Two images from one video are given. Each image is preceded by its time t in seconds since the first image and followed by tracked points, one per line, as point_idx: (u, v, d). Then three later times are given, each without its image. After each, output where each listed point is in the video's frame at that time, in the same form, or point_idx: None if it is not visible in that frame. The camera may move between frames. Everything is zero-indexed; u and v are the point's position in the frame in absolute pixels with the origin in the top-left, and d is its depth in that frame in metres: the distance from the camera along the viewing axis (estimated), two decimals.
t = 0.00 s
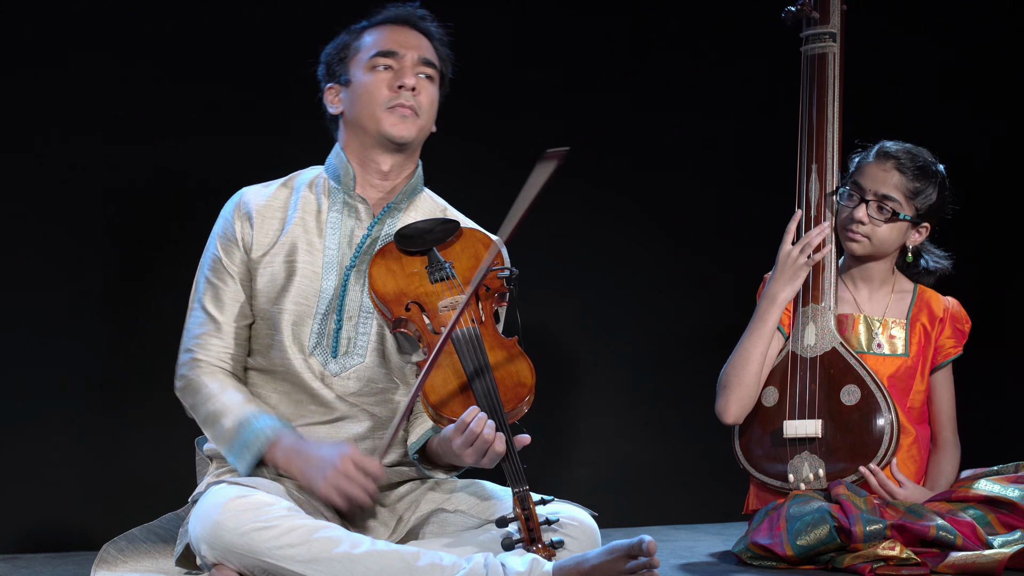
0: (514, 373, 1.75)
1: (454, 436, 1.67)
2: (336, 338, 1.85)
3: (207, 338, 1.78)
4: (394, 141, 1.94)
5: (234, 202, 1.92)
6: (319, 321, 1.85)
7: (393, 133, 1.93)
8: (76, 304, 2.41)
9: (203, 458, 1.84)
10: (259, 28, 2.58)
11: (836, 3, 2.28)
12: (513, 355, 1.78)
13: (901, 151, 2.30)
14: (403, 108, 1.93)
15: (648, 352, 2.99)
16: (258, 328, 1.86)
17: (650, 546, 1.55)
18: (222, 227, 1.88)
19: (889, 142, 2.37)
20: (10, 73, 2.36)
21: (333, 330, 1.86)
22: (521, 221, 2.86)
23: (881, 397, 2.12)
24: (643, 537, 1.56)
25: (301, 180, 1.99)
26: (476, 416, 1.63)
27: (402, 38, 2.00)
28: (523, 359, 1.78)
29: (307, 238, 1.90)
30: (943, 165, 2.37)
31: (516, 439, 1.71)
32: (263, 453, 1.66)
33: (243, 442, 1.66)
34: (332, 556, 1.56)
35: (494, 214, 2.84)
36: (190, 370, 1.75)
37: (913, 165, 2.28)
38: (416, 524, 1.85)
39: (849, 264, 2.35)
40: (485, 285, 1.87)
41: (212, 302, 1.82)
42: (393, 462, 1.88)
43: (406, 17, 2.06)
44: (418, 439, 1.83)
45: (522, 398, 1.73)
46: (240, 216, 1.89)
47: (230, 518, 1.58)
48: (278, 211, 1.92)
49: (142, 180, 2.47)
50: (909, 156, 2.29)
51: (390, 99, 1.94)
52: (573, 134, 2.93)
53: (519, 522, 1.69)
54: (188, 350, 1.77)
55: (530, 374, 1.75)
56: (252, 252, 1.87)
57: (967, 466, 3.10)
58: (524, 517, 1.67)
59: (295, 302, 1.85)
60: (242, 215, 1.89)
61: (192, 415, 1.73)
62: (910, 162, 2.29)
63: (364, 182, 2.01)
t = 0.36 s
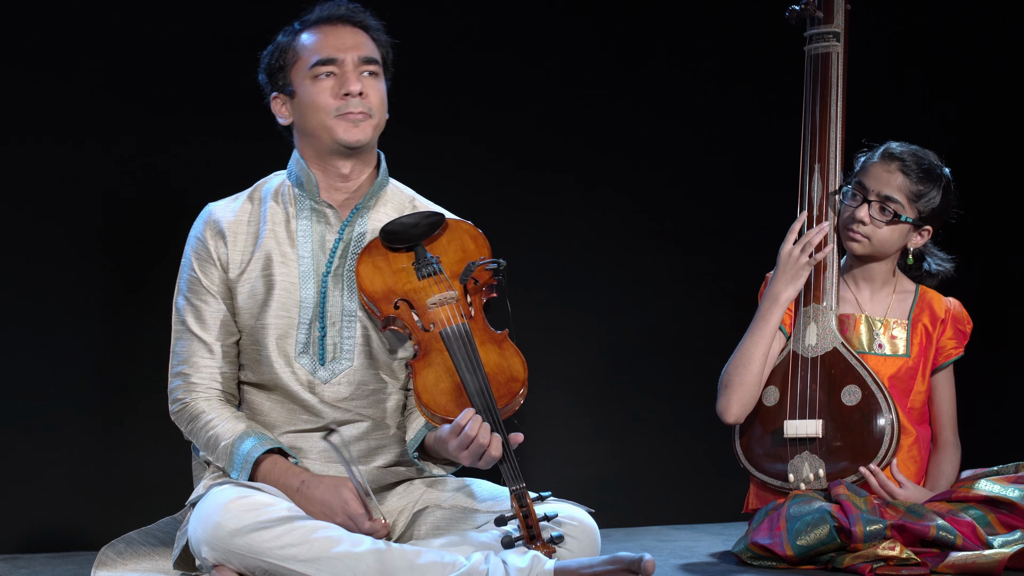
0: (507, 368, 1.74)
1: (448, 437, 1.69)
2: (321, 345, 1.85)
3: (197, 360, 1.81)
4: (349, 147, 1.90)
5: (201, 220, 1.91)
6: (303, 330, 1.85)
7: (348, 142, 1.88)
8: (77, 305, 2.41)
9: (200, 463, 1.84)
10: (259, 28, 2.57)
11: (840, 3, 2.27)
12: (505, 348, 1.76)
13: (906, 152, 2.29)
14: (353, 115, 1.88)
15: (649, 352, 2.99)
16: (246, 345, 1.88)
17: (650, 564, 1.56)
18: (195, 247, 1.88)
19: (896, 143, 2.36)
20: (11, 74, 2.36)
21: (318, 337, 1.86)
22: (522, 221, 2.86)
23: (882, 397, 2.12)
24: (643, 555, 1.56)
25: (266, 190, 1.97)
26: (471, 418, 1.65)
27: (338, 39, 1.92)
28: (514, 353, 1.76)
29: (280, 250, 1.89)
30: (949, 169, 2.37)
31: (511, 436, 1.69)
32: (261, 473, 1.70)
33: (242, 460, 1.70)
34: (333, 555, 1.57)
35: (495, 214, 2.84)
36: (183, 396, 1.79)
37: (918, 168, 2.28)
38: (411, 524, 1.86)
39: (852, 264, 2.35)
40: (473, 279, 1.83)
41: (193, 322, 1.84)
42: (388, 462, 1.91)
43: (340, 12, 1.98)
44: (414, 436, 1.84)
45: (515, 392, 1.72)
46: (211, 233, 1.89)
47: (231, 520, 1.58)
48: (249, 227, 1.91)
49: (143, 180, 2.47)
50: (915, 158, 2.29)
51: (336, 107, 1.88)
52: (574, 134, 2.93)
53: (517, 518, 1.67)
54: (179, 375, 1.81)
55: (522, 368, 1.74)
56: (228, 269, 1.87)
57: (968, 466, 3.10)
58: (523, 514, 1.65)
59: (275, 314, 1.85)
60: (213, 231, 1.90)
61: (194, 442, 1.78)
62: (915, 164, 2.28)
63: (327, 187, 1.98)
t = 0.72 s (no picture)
0: (512, 372, 1.75)
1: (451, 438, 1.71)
2: (326, 347, 1.84)
3: (191, 340, 1.76)
4: (374, 178, 1.87)
5: (218, 205, 1.88)
6: (310, 330, 1.83)
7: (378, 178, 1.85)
8: (77, 304, 2.41)
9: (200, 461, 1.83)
10: (260, 28, 2.57)
11: (840, 3, 2.28)
12: (510, 352, 1.77)
13: (908, 153, 2.29)
14: (387, 153, 1.83)
15: (649, 352, 3.00)
16: (246, 335, 1.85)
17: (648, 566, 1.55)
18: (208, 232, 1.84)
19: (898, 144, 2.36)
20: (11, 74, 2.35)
21: (324, 339, 1.84)
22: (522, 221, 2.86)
23: (882, 396, 2.12)
24: (641, 558, 1.56)
25: (285, 185, 1.95)
26: (474, 419, 1.66)
27: (387, 70, 1.81)
28: (520, 358, 1.77)
29: (292, 248, 1.87)
30: (950, 171, 2.37)
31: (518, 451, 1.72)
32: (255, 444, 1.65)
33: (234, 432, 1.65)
34: (332, 556, 1.56)
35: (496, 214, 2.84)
36: (175, 368, 1.73)
37: (920, 169, 2.28)
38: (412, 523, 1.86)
39: (852, 264, 2.35)
40: (480, 283, 1.84)
41: (197, 302, 1.79)
42: (392, 463, 1.87)
43: (395, 36, 1.85)
44: (417, 440, 1.84)
45: (520, 396, 1.73)
46: (227, 219, 1.86)
47: (231, 520, 1.58)
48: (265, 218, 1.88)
49: (143, 180, 2.47)
50: (916, 160, 2.29)
51: (368, 142, 1.81)
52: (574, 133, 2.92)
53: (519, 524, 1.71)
54: (173, 347, 1.75)
55: (527, 373, 1.75)
56: (237, 261, 1.84)
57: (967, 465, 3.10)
58: (525, 517, 1.69)
59: (282, 311, 1.84)
60: (228, 218, 1.86)
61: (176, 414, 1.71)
62: (917, 166, 2.28)
63: (346, 193, 1.94)
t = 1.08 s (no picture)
0: (529, 376, 1.76)
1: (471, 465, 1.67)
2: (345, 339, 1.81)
3: (202, 267, 1.72)
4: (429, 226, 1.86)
5: (271, 168, 1.91)
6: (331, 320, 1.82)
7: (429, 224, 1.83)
8: (75, 304, 2.42)
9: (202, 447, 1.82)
10: (259, 29, 2.58)
11: (840, 3, 2.28)
12: (529, 357, 1.79)
13: (909, 154, 2.29)
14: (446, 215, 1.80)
15: (649, 352, 3.00)
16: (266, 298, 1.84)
17: (650, 567, 1.54)
18: (255, 187, 1.86)
19: (899, 144, 2.36)
20: (9, 75, 2.36)
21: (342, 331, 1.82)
22: (520, 221, 2.87)
23: (882, 396, 2.12)
24: (643, 558, 1.55)
25: (338, 171, 1.95)
26: (496, 445, 1.63)
27: (488, 155, 1.73)
28: (538, 363, 1.79)
29: (328, 233, 1.87)
30: (951, 172, 2.36)
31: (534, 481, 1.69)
32: (263, 323, 1.59)
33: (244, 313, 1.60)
34: (333, 556, 1.57)
35: (494, 215, 2.85)
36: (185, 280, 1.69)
37: (921, 170, 2.28)
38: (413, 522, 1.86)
39: (852, 264, 2.35)
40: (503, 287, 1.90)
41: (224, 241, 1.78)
42: (393, 464, 1.88)
43: (511, 121, 1.74)
44: (423, 458, 1.83)
45: (535, 400, 1.73)
46: (276, 181, 1.88)
47: (232, 518, 1.58)
48: (312, 198, 1.89)
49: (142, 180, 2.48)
50: (918, 161, 2.29)
51: (438, 206, 1.78)
52: (573, 134, 2.93)
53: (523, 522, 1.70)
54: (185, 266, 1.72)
55: (544, 376, 1.76)
56: (274, 224, 1.85)
57: (967, 465, 3.11)
58: (530, 517, 1.68)
59: (306, 293, 1.83)
60: (277, 182, 1.89)
61: (173, 313, 1.63)
62: (918, 166, 2.28)
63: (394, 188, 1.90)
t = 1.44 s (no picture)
0: (530, 376, 1.76)
1: (476, 467, 1.69)
2: (345, 339, 1.81)
3: (197, 261, 1.74)
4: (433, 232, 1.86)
5: (275, 164, 1.91)
6: (332, 319, 1.82)
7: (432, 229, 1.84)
8: (76, 304, 2.42)
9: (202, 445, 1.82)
10: (259, 29, 2.58)
11: (839, 3, 2.27)
12: (529, 357, 1.79)
13: (909, 155, 2.29)
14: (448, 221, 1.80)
15: (648, 352, 3.00)
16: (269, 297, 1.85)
17: (650, 567, 1.55)
18: (256, 183, 1.87)
19: (899, 145, 2.36)
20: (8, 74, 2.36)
21: (343, 331, 1.81)
22: (520, 221, 2.87)
23: (882, 397, 2.12)
24: (643, 558, 1.55)
25: (343, 171, 1.94)
26: (501, 449, 1.63)
27: (483, 165, 1.71)
28: (539, 362, 1.79)
29: (330, 233, 1.87)
30: (951, 172, 2.37)
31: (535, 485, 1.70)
32: (250, 329, 1.61)
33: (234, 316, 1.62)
34: (333, 556, 1.57)
35: (494, 215, 2.85)
36: (178, 273, 1.70)
37: (921, 171, 2.28)
38: (413, 522, 1.86)
39: (852, 264, 2.35)
40: (505, 287, 1.89)
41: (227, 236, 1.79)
42: (393, 464, 1.88)
43: (505, 129, 1.71)
44: (423, 458, 1.82)
45: (536, 399, 1.74)
46: (280, 178, 1.89)
47: (232, 518, 1.58)
48: (316, 197, 1.90)
49: (143, 180, 2.48)
50: (918, 161, 2.29)
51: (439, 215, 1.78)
52: (572, 134, 2.93)
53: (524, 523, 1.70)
54: (181, 259, 1.73)
55: (546, 376, 1.76)
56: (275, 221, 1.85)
57: (967, 466, 3.11)
58: (530, 517, 1.68)
59: (307, 293, 1.83)
60: (279, 179, 1.89)
61: (164, 308, 1.66)
62: (918, 167, 2.28)
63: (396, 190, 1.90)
